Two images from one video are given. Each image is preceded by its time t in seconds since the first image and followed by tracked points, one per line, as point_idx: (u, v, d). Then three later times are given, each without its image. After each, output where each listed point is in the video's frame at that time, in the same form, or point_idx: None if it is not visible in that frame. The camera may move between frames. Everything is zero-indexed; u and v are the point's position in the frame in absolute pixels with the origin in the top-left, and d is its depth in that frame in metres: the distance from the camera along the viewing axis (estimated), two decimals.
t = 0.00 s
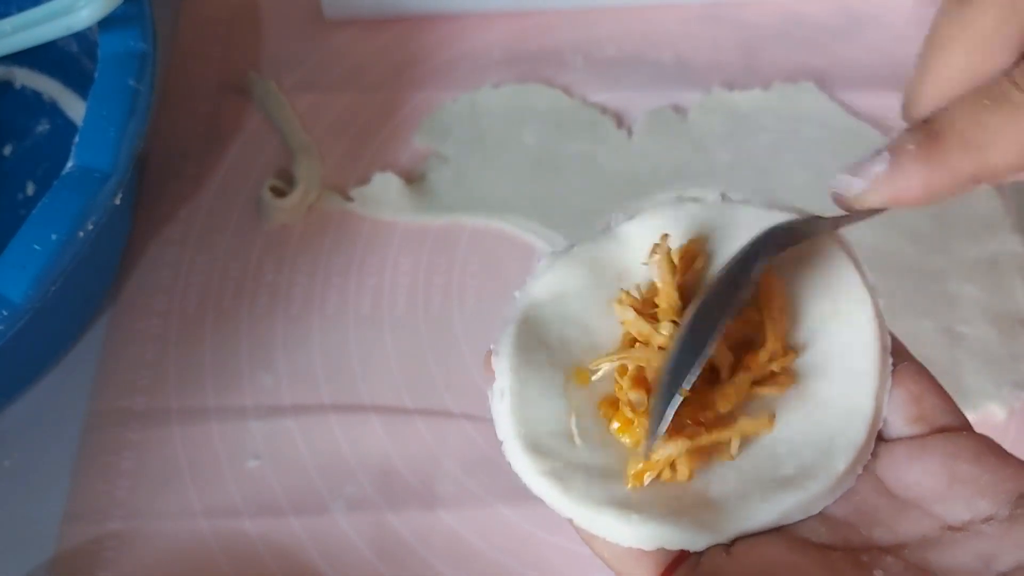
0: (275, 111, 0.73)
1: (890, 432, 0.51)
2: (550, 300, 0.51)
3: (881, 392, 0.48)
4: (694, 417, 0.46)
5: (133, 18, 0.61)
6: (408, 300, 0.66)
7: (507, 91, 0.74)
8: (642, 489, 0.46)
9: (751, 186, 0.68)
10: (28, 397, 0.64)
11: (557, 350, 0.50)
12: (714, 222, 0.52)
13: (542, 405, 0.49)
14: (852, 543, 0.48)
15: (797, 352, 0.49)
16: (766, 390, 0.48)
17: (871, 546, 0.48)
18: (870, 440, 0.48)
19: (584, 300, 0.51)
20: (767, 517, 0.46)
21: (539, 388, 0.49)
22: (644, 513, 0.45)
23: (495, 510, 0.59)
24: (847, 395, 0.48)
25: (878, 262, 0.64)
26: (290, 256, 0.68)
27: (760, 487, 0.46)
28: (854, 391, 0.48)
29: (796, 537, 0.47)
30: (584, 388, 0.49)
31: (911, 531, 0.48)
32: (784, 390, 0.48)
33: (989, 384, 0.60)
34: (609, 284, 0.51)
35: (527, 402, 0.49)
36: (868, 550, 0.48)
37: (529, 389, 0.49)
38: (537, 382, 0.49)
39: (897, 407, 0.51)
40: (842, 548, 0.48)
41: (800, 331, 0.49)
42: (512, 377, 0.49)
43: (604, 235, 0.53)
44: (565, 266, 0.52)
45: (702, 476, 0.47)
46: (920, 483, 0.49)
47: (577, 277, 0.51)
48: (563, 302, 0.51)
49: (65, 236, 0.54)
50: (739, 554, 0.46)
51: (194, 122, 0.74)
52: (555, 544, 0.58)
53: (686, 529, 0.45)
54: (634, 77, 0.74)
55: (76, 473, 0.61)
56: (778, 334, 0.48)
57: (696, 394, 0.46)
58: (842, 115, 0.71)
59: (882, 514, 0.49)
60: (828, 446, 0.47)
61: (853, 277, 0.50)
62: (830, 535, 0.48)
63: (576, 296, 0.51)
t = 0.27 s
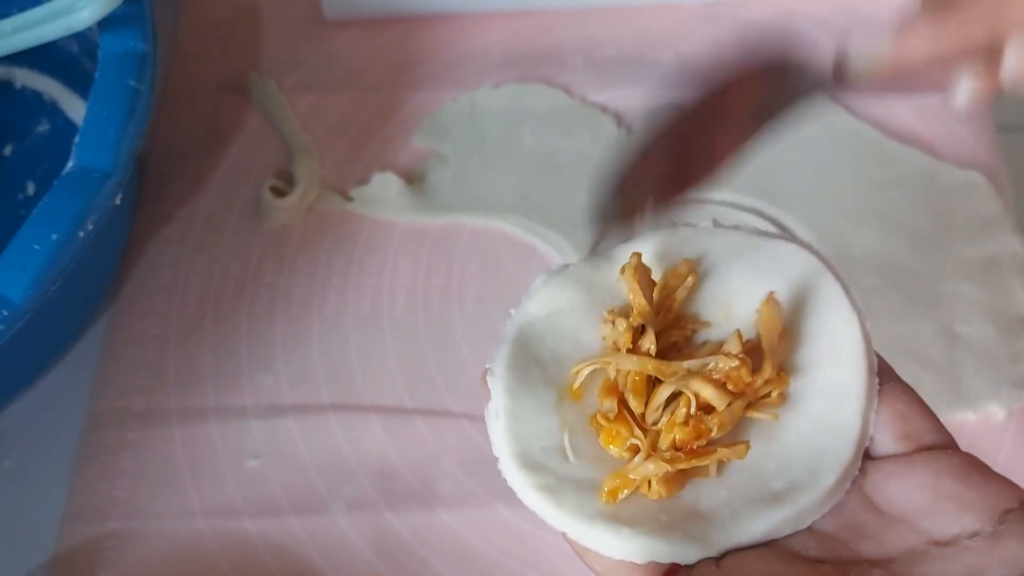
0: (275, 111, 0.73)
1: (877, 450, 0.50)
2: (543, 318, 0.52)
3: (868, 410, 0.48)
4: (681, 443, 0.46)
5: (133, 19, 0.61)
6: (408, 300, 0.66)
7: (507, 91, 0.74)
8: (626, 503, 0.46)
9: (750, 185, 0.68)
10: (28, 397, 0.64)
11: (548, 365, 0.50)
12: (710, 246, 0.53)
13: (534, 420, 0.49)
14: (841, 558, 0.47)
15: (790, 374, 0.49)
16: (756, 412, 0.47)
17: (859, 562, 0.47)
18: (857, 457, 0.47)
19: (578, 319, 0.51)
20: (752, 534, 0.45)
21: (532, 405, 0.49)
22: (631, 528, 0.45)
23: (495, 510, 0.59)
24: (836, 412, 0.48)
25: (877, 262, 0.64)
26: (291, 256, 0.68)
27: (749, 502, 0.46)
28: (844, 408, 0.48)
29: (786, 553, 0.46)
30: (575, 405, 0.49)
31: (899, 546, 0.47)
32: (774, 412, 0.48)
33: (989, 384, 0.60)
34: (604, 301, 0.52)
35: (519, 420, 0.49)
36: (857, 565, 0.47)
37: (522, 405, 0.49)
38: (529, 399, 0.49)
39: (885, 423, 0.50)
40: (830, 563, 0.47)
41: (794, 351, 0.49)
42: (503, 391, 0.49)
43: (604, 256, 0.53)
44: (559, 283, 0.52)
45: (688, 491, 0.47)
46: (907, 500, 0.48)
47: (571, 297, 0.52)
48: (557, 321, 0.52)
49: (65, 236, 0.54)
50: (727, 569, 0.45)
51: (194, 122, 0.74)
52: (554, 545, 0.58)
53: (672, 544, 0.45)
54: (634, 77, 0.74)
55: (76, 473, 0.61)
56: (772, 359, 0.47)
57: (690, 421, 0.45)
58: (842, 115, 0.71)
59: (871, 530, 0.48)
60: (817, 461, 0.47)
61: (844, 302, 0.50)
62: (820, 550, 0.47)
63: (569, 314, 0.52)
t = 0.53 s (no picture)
0: (275, 111, 0.73)
1: (862, 446, 0.54)
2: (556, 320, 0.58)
3: (856, 411, 0.53)
4: (678, 435, 0.50)
5: (133, 19, 0.61)
6: (407, 299, 0.66)
7: (506, 90, 0.74)
8: (626, 485, 0.52)
9: (749, 183, 0.68)
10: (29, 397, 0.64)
11: (560, 365, 0.56)
12: (713, 257, 0.59)
13: (544, 416, 0.55)
14: (823, 542, 0.52)
15: (784, 374, 0.54)
16: (751, 409, 0.52)
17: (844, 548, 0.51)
18: (844, 453, 0.52)
19: (590, 320, 0.57)
20: (748, 515, 0.51)
21: (543, 405, 0.55)
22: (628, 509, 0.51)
23: (494, 509, 0.59)
24: (823, 408, 0.53)
25: (877, 261, 0.64)
26: (291, 256, 0.68)
27: (739, 489, 0.51)
28: (832, 405, 0.53)
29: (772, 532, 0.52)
30: (585, 399, 0.54)
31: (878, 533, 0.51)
32: (768, 411, 0.52)
33: (988, 382, 0.60)
34: (614, 304, 0.58)
35: (532, 414, 0.55)
36: (838, 547, 0.51)
37: (534, 398, 0.55)
38: (541, 394, 0.55)
39: (871, 419, 0.54)
40: (813, 545, 0.51)
41: (788, 352, 0.54)
42: (517, 384, 0.56)
43: (621, 261, 0.60)
44: (571, 287, 0.59)
45: (686, 479, 0.52)
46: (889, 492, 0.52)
47: (583, 299, 0.58)
48: (569, 324, 0.58)
49: (65, 236, 0.55)
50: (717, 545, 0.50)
51: (194, 122, 0.74)
52: (553, 543, 0.58)
53: (667, 520, 0.51)
54: (632, 76, 0.74)
55: (77, 472, 0.61)
56: (764, 359, 0.52)
57: (687, 416, 0.50)
58: (842, 114, 0.71)
59: (853, 518, 0.52)
60: (800, 454, 0.52)
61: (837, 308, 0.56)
62: (803, 533, 0.52)
63: (581, 315, 0.58)
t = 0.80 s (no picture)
0: (275, 111, 0.73)
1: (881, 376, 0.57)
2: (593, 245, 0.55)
3: (873, 342, 0.50)
4: (698, 354, 0.48)
5: (133, 18, 0.61)
6: (408, 299, 0.66)
7: (506, 90, 0.74)
8: (646, 397, 0.49)
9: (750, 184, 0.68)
10: (28, 398, 0.64)
11: (594, 288, 0.53)
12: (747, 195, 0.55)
13: (576, 329, 0.52)
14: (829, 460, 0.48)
15: (802, 307, 0.51)
16: (771, 337, 0.49)
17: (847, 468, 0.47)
18: (853, 384, 0.49)
19: (627, 252, 0.54)
20: (763, 431, 0.48)
21: (575, 319, 0.52)
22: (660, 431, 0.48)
23: (495, 509, 0.59)
24: (837, 339, 0.50)
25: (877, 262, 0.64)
26: (291, 256, 0.68)
27: (749, 410, 0.48)
28: (847, 336, 0.50)
29: (781, 448, 0.48)
30: (614, 321, 0.51)
31: (885, 456, 0.48)
32: (787, 338, 0.50)
33: (989, 382, 0.60)
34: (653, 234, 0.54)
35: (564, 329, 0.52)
36: (847, 467, 0.47)
37: (565, 317, 0.52)
38: (571, 311, 0.52)
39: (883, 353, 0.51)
40: (820, 462, 0.48)
41: (810, 284, 0.51)
42: (550, 301, 0.53)
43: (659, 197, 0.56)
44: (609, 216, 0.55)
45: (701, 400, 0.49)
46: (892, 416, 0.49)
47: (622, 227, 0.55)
48: (606, 250, 0.54)
49: (65, 236, 0.54)
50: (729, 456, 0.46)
51: (194, 122, 0.74)
52: (554, 543, 0.58)
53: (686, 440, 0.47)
54: (633, 76, 0.74)
55: (77, 473, 0.61)
56: (785, 288, 0.50)
57: (706, 337, 0.47)
58: (843, 114, 0.70)
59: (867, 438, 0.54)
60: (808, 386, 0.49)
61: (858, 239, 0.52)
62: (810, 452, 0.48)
63: (616, 247, 0.54)
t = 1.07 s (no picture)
0: (276, 111, 0.73)
1: (917, 359, 0.59)
2: (648, 212, 0.65)
3: (917, 327, 0.59)
4: (744, 322, 0.58)
5: (133, 18, 0.61)
6: (408, 299, 0.66)
7: (507, 90, 0.73)
8: (688, 360, 0.58)
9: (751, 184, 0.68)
10: (28, 398, 0.64)
11: (646, 250, 0.63)
12: (803, 174, 0.65)
13: (622, 289, 0.62)
14: (861, 435, 0.56)
15: (851, 285, 0.60)
16: (816, 311, 0.59)
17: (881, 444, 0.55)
18: (897, 361, 0.58)
19: (678, 217, 0.64)
20: (805, 398, 0.57)
21: (626, 275, 0.62)
22: (695, 388, 0.57)
23: (496, 509, 0.59)
24: (887, 319, 0.58)
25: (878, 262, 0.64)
26: (291, 256, 0.68)
27: (792, 379, 0.58)
28: (892, 318, 0.58)
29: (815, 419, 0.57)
30: (663, 282, 0.62)
31: (917, 436, 0.56)
32: (832, 313, 0.59)
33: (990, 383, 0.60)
34: (704, 203, 0.64)
35: (613, 286, 0.62)
36: (876, 442, 0.56)
37: (617, 274, 0.62)
38: (625, 272, 0.62)
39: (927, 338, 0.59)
40: (853, 436, 0.56)
41: (858, 265, 0.60)
42: (602, 261, 0.63)
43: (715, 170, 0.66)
44: (670, 185, 0.65)
45: (752, 365, 0.59)
46: (940, 400, 0.56)
47: (675, 198, 0.65)
48: (661, 214, 0.65)
49: (65, 236, 0.54)
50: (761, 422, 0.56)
51: (194, 122, 0.74)
52: (555, 544, 0.58)
53: (724, 398, 0.57)
54: (634, 76, 0.74)
55: (77, 473, 0.61)
56: (835, 266, 0.59)
57: (754, 305, 0.58)
58: (845, 114, 0.70)
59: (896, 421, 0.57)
60: (861, 351, 0.58)
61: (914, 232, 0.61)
62: (844, 425, 0.57)
63: (671, 211, 0.65)
